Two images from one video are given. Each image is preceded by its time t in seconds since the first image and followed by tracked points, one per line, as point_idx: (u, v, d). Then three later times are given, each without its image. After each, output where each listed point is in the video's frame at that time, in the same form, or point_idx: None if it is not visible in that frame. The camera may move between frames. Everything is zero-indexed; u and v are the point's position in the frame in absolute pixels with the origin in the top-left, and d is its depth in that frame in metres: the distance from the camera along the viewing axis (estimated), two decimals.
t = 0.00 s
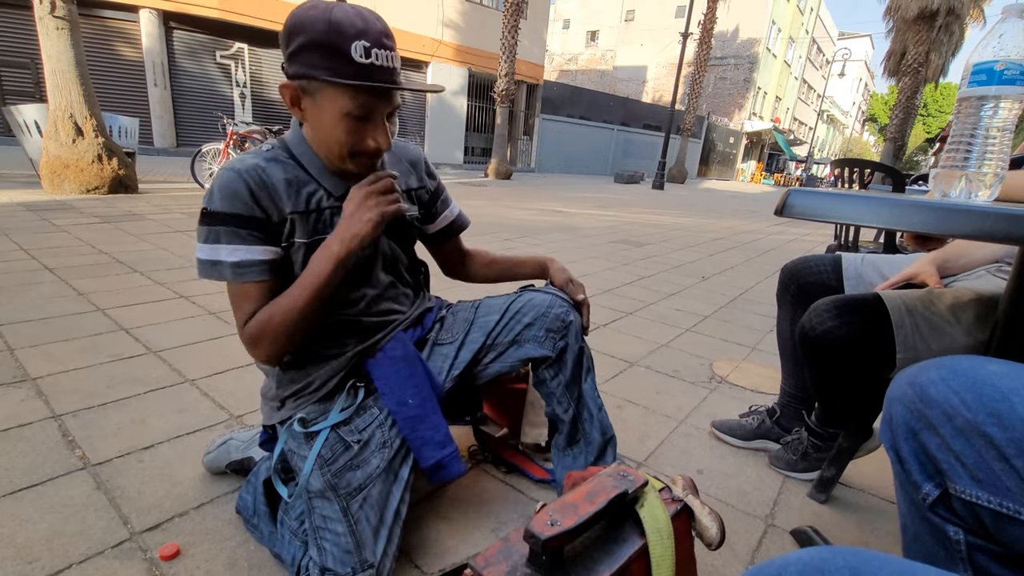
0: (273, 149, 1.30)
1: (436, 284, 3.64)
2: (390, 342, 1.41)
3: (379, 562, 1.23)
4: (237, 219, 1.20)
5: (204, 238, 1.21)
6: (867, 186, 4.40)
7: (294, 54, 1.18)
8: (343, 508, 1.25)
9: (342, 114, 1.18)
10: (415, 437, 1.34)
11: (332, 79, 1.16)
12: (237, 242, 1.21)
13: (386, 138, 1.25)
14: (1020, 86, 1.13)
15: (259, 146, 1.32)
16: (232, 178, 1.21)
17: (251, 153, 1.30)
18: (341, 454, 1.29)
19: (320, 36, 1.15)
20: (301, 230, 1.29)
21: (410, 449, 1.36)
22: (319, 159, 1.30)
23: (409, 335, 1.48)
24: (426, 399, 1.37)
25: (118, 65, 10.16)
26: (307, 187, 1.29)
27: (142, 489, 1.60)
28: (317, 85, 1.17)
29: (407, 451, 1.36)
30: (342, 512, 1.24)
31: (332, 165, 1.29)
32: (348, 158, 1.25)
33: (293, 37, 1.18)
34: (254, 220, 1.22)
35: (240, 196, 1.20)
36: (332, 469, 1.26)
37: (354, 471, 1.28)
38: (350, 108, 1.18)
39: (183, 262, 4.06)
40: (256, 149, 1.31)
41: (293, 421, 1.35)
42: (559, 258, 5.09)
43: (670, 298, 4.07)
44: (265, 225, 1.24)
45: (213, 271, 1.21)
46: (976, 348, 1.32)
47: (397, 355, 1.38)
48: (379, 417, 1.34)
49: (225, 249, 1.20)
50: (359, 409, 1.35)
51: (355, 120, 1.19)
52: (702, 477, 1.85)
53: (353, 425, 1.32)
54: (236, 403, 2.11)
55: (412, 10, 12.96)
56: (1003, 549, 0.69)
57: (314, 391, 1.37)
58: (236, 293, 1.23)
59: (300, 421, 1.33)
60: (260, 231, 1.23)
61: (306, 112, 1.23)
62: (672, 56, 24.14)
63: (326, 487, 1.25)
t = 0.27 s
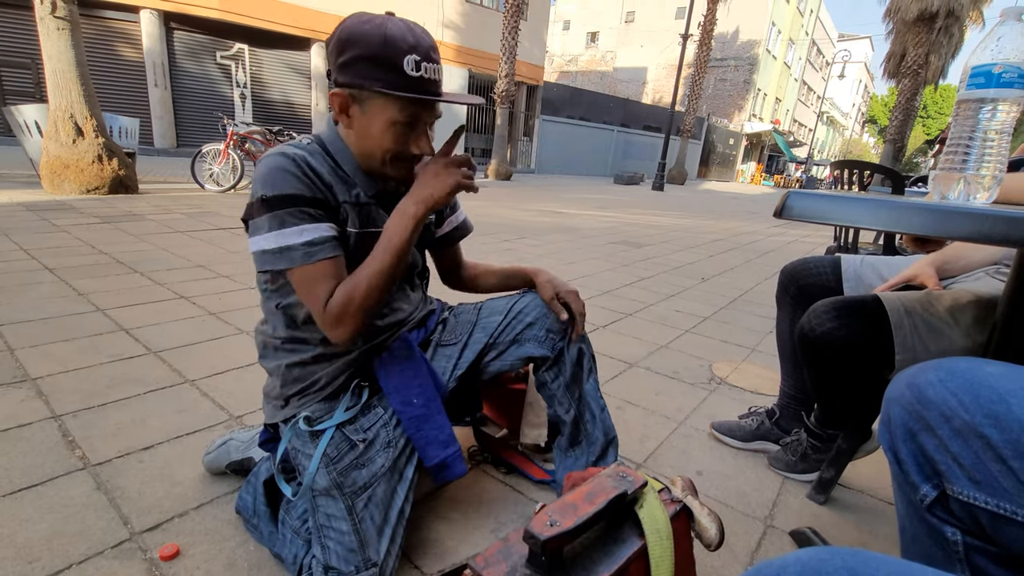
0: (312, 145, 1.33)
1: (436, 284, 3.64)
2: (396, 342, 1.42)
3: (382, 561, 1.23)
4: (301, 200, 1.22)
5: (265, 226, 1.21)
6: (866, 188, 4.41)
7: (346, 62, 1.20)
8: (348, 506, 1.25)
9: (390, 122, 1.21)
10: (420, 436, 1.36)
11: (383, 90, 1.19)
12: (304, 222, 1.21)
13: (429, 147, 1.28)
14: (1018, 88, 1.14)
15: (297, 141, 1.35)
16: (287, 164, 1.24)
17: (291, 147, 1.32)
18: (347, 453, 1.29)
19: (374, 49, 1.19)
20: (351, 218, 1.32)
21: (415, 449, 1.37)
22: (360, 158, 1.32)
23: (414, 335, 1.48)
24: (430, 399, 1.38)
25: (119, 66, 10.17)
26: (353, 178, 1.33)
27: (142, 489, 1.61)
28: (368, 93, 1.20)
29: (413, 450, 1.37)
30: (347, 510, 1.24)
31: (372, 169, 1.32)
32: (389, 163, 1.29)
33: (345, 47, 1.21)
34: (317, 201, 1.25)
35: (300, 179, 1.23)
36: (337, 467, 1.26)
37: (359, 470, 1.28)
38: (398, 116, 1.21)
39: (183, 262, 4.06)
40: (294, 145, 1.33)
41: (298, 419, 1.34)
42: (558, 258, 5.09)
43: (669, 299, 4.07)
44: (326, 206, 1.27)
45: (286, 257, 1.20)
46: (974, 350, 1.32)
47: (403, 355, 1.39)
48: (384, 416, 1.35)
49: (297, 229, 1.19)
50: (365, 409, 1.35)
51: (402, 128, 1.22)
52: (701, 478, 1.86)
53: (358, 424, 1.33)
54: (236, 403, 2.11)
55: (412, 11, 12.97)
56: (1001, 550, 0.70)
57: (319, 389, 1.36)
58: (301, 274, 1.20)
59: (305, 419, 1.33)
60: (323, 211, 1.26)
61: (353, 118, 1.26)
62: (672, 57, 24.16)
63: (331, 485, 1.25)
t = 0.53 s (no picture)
0: (329, 145, 1.33)
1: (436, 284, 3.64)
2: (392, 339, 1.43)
3: (359, 559, 1.22)
4: (300, 213, 1.20)
5: (260, 228, 1.18)
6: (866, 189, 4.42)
7: (373, 47, 1.26)
8: (331, 499, 1.25)
9: (423, 94, 1.27)
10: (411, 434, 1.34)
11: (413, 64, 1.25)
12: (292, 234, 1.19)
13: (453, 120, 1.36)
14: (1017, 89, 1.13)
15: (315, 143, 1.33)
16: (295, 170, 1.22)
17: (306, 150, 1.30)
18: (337, 445, 1.30)
19: (400, 29, 1.26)
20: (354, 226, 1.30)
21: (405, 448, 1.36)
22: (382, 148, 1.35)
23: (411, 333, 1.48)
24: (423, 399, 1.36)
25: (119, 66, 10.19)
26: (360, 182, 1.32)
27: (141, 488, 1.61)
28: (399, 70, 1.25)
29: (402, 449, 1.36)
30: (329, 503, 1.25)
31: (398, 154, 1.35)
32: (421, 142, 1.33)
33: (371, 33, 1.26)
34: (314, 216, 1.22)
35: (303, 187, 1.21)
36: (322, 460, 1.27)
37: (346, 463, 1.29)
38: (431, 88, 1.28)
39: (183, 262, 4.06)
40: (310, 144, 1.33)
41: (292, 409, 1.36)
42: (558, 259, 5.09)
43: (669, 299, 4.07)
44: (324, 220, 1.24)
45: (260, 262, 1.18)
46: (973, 350, 1.32)
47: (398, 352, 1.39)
48: (377, 413, 1.36)
49: (282, 240, 1.17)
50: (358, 405, 1.36)
51: (434, 100, 1.28)
52: (701, 479, 1.86)
53: (351, 419, 1.34)
54: (235, 403, 2.11)
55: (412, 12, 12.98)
56: (1000, 549, 0.70)
57: (315, 382, 1.38)
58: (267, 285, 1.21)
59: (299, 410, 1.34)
60: (320, 226, 1.23)
61: (382, 101, 1.29)
62: (672, 58, 24.19)
63: (318, 476, 1.26)
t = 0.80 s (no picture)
0: (327, 151, 1.31)
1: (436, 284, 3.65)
2: (389, 341, 1.43)
3: (347, 560, 1.23)
4: (289, 223, 1.19)
5: (249, 235, 1.18)
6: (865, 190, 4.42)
7: (377, 66, 1.21)
8: (321, 498, 1.26)
9: (410, 129, 1.22)
10: (402, 436, 1.36)
11: (408, 97, 1.20)
12: (278, 242, 1.17)
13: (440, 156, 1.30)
14: (1016, 91, 1.13)
15: (312, 150, 1.32)
16: (290, 178, 1.22)
17: (301, 157, 1.29)
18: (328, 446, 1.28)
19: (409, 57, 1.20)
20: (347, 235, 1.31)
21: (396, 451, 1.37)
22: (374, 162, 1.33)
23: (407, 336, 1.49)
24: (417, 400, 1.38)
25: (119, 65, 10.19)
26: (352, 189, 1.30)
27: (141, 487, 1.61)
28: (394, 96, 1.21)
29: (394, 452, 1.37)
30: (320, 504, 1.25)
31: (385, 173, 1.33)
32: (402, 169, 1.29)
33: (381, 50, 1.22)
34: (302, 228, 1.21)
35: (295, 196, 1.20)
36: (313, 462, 1.26)
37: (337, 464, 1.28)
38: (418, 125, 1.22)
39: (183, 262, 4.06)
40: (308, 150, 1.32)
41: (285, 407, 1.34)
42: (558, 259, 5.10)
43: (669, 300, 4.08)
44: (313, 231, 1.24)
45: (245, 266, 1.17)
46: (972, 351, 1.32)
47: (393, 354, 1.40)
48: (369, 413, 1.34)
49: (267, 248, 1.16)
50: (351, 404, 1.34)
51: (419, 136, 1.23)
52: (700, 479, 1.86)
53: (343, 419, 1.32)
54: (236, 403, 2.11)
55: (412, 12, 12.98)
56: (997, 549, 0.70)
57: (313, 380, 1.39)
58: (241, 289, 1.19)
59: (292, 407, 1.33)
60: (309, 236, 1.23)
61: (374, 119, 1.26)
62: (672, 59, 24.20)
63: (308, 476, 1.26)
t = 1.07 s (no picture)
0: (331, 172, 1.24)
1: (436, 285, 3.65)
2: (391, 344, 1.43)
3: (360, 565, 1.25)
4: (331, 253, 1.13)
5: (296, 275, 1.10)
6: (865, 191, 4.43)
7: (360, 79, 1.15)
8: (333, 508, 1.26)
9: (403, 143, 1.16)
10: (413, 443, 1.39)
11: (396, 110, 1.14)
12: (327, 278, 1.11)
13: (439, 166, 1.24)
14: (1014, 93, 1.14)
15: (312, 170, 1.23)
16: (313, 209, 1.13)
17: (305, 180, 1.20)
18: (337, 454, 1.29)
19: (391, 68, 1.13)
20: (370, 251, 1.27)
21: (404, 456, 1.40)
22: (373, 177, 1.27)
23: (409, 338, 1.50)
24: (421, 406, 1.40)
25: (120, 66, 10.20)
26: (364, 205, 1.25)
27: (141, 488, 1.61)
28: (382, 111, 1.15)
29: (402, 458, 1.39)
30: (330, 512, 1.26)
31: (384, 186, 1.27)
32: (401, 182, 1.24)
33: (361, 64, 1.15)
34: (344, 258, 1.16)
35: (327, 226, 1.13)
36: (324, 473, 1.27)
37: (348, 472, 1.29)
38: (412, 138, 1.16)
39: (183, 262, 4.06)
40: (310, 171, 1.22)
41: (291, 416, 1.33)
42: (558, 260, 5.10)
43: (669, 301, 4.08)
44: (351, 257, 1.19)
45: (303, 310, 1.10)
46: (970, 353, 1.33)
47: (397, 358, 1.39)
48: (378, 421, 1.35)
49: (322, 286, 1.10)
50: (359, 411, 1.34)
51: (413, 149, 1.18)
52: (700, 480, 1.86)
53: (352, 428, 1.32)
54: (236, 403, 2.11)
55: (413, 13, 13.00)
56: (994, 549, 0.70)
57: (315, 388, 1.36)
58: (308, 331, 1.13)
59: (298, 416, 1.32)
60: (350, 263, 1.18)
61: (365, 134, 1.21)
62: (672, 60, 24.22)
63: (320, 484, 1.26)
